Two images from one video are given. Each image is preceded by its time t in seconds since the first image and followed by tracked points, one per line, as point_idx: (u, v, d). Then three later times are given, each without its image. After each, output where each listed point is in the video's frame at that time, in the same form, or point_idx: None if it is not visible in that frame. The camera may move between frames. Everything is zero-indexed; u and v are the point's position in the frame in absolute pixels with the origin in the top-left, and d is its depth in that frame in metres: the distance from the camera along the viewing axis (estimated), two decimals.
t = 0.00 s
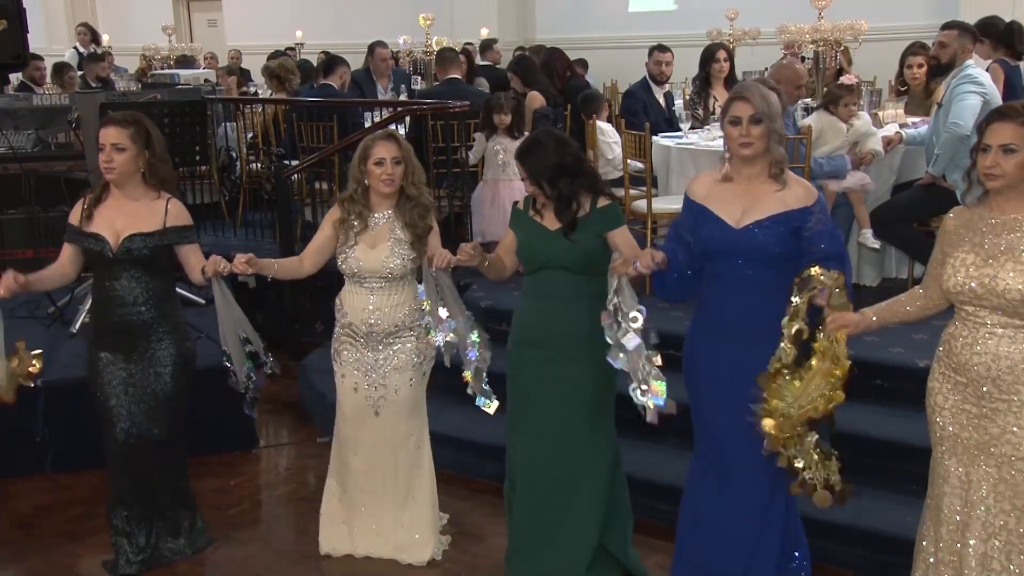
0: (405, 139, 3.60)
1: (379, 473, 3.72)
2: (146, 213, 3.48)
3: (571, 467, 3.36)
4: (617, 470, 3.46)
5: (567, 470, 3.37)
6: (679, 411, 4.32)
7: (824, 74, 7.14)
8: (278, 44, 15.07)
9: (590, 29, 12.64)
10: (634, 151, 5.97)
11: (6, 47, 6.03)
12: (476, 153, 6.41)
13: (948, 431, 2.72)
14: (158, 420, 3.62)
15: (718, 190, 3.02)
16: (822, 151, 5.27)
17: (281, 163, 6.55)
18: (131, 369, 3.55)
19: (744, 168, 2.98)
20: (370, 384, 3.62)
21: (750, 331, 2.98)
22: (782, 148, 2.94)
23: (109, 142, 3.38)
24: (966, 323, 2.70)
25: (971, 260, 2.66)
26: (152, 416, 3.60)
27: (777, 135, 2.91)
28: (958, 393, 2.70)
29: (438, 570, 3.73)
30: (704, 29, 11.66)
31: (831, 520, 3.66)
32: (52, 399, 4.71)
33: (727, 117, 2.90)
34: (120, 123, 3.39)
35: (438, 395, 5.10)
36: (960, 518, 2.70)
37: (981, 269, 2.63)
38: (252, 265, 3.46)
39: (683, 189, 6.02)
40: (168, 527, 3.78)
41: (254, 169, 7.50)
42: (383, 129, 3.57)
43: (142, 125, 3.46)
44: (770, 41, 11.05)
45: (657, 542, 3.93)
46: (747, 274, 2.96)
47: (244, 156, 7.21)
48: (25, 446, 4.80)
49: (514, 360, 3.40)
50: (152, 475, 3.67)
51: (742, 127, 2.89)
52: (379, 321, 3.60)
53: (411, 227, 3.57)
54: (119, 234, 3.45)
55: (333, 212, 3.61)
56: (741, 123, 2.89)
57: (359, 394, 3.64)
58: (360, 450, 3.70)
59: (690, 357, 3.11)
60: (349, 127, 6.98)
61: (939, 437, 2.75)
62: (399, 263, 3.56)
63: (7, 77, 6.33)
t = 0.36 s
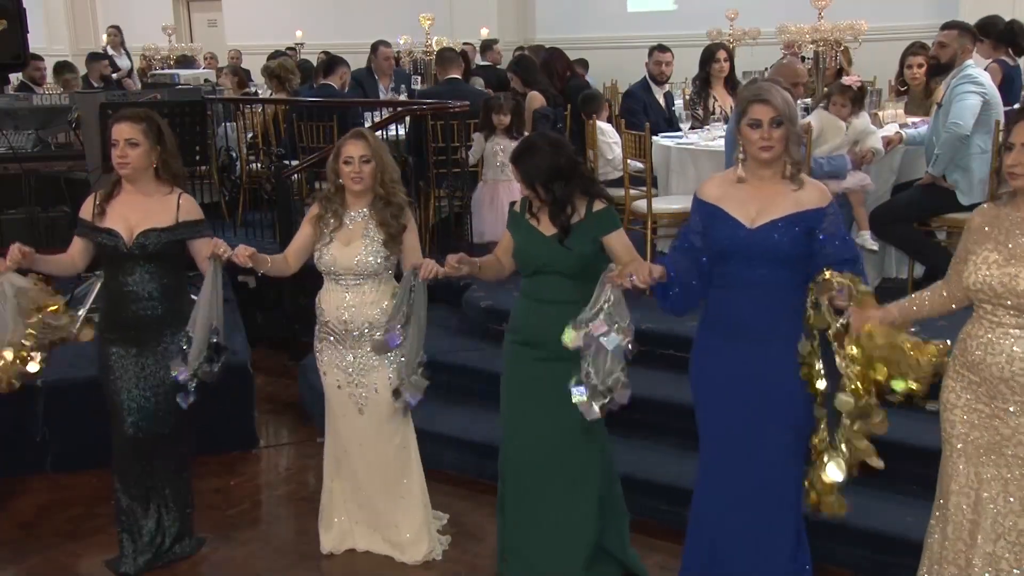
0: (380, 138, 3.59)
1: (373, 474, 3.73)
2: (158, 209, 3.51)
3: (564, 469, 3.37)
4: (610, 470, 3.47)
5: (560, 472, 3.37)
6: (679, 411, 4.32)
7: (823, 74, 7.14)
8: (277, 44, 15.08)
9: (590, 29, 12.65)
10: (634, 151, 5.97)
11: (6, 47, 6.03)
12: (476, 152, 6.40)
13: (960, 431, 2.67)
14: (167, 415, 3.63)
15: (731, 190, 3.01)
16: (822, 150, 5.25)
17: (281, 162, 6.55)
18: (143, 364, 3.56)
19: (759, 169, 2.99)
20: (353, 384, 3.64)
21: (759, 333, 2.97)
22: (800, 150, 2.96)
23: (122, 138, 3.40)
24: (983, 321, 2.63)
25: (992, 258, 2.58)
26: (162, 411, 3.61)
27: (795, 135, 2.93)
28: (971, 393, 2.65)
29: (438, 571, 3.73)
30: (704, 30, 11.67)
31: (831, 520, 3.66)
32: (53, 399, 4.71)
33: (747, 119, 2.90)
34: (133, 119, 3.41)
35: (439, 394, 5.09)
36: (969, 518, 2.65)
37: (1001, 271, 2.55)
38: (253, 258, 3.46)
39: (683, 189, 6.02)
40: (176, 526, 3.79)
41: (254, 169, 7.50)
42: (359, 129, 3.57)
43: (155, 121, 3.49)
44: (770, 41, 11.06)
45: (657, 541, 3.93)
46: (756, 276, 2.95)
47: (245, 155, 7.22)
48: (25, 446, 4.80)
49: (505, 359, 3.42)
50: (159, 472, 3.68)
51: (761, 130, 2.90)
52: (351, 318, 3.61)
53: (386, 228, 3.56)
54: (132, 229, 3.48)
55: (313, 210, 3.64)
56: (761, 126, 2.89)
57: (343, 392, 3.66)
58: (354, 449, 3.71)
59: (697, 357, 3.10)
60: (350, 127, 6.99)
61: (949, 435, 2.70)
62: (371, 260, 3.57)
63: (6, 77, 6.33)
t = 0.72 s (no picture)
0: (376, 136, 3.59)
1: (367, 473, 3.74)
2: (171, 210, 3.52)
3: (553, 466, 3.39)
4: (600, 467, 3.48)
5: (550, 469, 3.39)
6: (681, 412, 4.31)
7: (828, 74, 7.13)
8: (282, 45, 15.10)
9: (594, 29, 12.64)
10: (638, 151, 5.96)
11: (11, 48, 6.04)
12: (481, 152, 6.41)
13: (968, 429, 2.64)
14: (173, 414, 3.63)
15: (742, 189, 3.02)
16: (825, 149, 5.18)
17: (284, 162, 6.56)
18: (150, 362, 3.57)
19: (772, 168, 2.99)
20: (347, 384, 3.65)
21: (764, 332, 2.97)
22: (814, 149, 2.94)
23: (136, 140, 3.43)
24: (1000, 323, 2.62)
25: (1012, 262, 2.56)
26: (169, 410, 3.62)
27: (810, 137, 2.91)
28: (984, 393, 2.63)
29: (440, 571, 3.73)
30: (708, 30, 11.66)
31: (833, 520, 3.65)
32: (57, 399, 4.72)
33: (761, 118, 2.89)
34: (146, 121, 3.44)
35: (441, 393, 5.09)
36: (973, 516, 2.62)
37: (1020, 274, 2.53)
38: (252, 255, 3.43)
39: (686, 189, 6.02)
40: (179, 525, 3.80)
41: (258, 169, 7.52)
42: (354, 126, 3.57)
43: (169, 122, 3.51)
44: (774, 42, 11.05)
45: (658, 541, 3.93)
46: (766, 276, 2.95)
47: (249, 155, 7.23)
48: (28, 446, 4.81)
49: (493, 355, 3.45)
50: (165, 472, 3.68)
51: (776, 129, 2.89)
52: (348, 315, 3.62)
53: (380, 226, 3.56)
54: (145, 229, 3.49)
55: (311, 204, 3.67)
56: (776, 126, 2.88)
57: (337, 391, 3.67)
58: (347, 450, 3.71)
59: (702, 356, 3.10)
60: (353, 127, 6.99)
61: (955, 433, 2.67)
62: (366, 258, 3.58)
63: (11, 77, 6.34)
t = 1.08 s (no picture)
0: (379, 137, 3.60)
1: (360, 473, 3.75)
2: (172, 212, 3.53)
3: (533, 460, 3.45)
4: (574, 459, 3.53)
5: (531, 463, 3.45)
6: (680, 411, 4.32)
7: (826, 74, 7.14)
8: (280, 45, 15.09)
9: (592, 29, 12.64)
10: (637, 151, 5.97)
11: (9, 48, 6.04)
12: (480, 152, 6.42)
13: (966, 428, 2.65)
14: (170, 414, 3.63)
15: (738, 189, 3.01)
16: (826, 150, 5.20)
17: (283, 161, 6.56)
18: (148, 362, 3.56)
19: (769, 168, 2.98)
20: (343, 385, 3.64)
21: (761, 333, 2.97)
22: (811, 148, 2.95)
23: (138, 140, 3.43)
24: (996, 323, 2.62)
25: (1006, 263, 2.56)
26: (166, 409, 3.61)
27: (805, 135, 2.92)
28: (981, 393, 2.63)
29: (440, 570, 3.74)
30: (706, 30, 11.66)
31: (832, 520, 3.66)
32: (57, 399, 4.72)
33: (758, 117, 2.90)
34: (149, 121, 3.44)
35: (440, 393, 5.09)
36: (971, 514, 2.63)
37: (1015, 275, 2.53)
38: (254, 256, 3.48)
39: (685, 189, 6.02)
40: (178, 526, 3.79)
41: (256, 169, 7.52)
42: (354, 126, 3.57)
43: (171, 125, 3.51)
44: (772, 41, 11.05)
45: (658, 541, 3.93)
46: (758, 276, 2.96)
47: (247, 155, 7.23)
48: (27, 446, 4.81)
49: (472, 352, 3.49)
50: (164, 472, 3.68)
51: (774, 127, 2.90)
52: (349, 316, 3.62)
53: (383, 228, 3.56)
54: (144, 230, 3.49)
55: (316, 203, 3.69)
56: (773, 124, 2.89)
57: (332, 393, 3.65)
58: (340, 451, 3.69)
59: (698, 357, 3.11)
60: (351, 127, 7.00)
61: (953, 432, 2.68)
62: (368, 259, 3.58)
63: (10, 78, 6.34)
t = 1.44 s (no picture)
0: (375, 141, 3.61)
1: (350, 471, 3.76)
2: (163, 215, 3.53)
3: (520, 459, 3.48)
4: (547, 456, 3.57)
5: (518, 463, 3.49)
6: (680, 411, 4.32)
7: (826, 74, 7.14)
8: (280, 45, 15.08)
9: (592, 29, 12.63)
10: (637, 151, 5.97)
11: (9, 48, 6.04)
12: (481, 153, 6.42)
13: (957, 427, 2.65)
14: (160, 417, 3.61)
15: (727, 193, 3.01)
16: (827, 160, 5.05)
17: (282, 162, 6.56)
18: (139, 365, 3.56)
19: (756, 171, 2.99)
20: (333, 383, 3.65)
21: (753, 333, 2.97)
22: (797, 153, 2.95)
23: (129, 143, 3.43)
24: (989, 323, 2.62)
25: (999, 263, 2.57)
26: (156, 413, 3.60)
27: (790, 141, 2.93)
28: (973, 393, 2.63)
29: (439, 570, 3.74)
30: (706, 29, 11.67)
31: (833, 520, 3.66)
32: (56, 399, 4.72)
33: (740, 118, 2.92)
34: (140, 125, 3.45)
35: (440, 394, 5.09)
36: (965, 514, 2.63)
37: (1007, 276, 2.54)
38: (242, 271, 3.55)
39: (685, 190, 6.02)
40: (174, 528, 3.79)
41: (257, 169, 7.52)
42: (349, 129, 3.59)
43: (163, 128, 3.51)
44: (772, 41, 11.05)
45: (658, 541, 3.94)
46: (749, 278, 2.95)
47: (247, 155, 7.23)
48: (27, 446, 4.81)
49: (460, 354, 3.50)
50: (159, 475, 3.68)
51: (753, 128, 2.91)
52: (340, 318, 3.61)
53: (373, 234, 3.56)
54: (134, 236, 3.49)
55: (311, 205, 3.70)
56: (752, 125, 2.91)
57: (322, 391, 3.67)
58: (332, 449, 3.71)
59: (688, 357, 3.10)
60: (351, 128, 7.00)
61: (944, 431, 2.68)
62: (359, 263, 3.57)
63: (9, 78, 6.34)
